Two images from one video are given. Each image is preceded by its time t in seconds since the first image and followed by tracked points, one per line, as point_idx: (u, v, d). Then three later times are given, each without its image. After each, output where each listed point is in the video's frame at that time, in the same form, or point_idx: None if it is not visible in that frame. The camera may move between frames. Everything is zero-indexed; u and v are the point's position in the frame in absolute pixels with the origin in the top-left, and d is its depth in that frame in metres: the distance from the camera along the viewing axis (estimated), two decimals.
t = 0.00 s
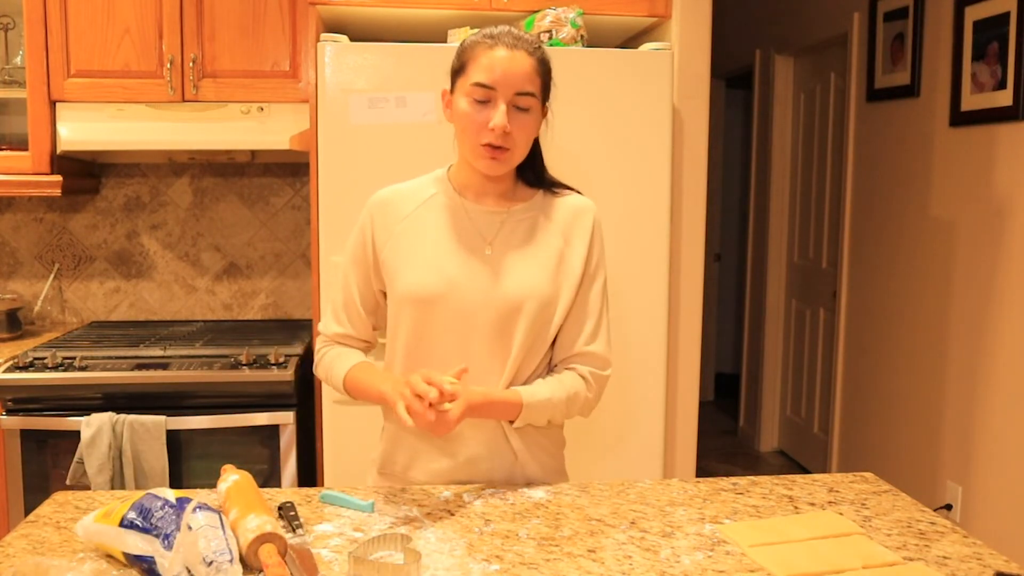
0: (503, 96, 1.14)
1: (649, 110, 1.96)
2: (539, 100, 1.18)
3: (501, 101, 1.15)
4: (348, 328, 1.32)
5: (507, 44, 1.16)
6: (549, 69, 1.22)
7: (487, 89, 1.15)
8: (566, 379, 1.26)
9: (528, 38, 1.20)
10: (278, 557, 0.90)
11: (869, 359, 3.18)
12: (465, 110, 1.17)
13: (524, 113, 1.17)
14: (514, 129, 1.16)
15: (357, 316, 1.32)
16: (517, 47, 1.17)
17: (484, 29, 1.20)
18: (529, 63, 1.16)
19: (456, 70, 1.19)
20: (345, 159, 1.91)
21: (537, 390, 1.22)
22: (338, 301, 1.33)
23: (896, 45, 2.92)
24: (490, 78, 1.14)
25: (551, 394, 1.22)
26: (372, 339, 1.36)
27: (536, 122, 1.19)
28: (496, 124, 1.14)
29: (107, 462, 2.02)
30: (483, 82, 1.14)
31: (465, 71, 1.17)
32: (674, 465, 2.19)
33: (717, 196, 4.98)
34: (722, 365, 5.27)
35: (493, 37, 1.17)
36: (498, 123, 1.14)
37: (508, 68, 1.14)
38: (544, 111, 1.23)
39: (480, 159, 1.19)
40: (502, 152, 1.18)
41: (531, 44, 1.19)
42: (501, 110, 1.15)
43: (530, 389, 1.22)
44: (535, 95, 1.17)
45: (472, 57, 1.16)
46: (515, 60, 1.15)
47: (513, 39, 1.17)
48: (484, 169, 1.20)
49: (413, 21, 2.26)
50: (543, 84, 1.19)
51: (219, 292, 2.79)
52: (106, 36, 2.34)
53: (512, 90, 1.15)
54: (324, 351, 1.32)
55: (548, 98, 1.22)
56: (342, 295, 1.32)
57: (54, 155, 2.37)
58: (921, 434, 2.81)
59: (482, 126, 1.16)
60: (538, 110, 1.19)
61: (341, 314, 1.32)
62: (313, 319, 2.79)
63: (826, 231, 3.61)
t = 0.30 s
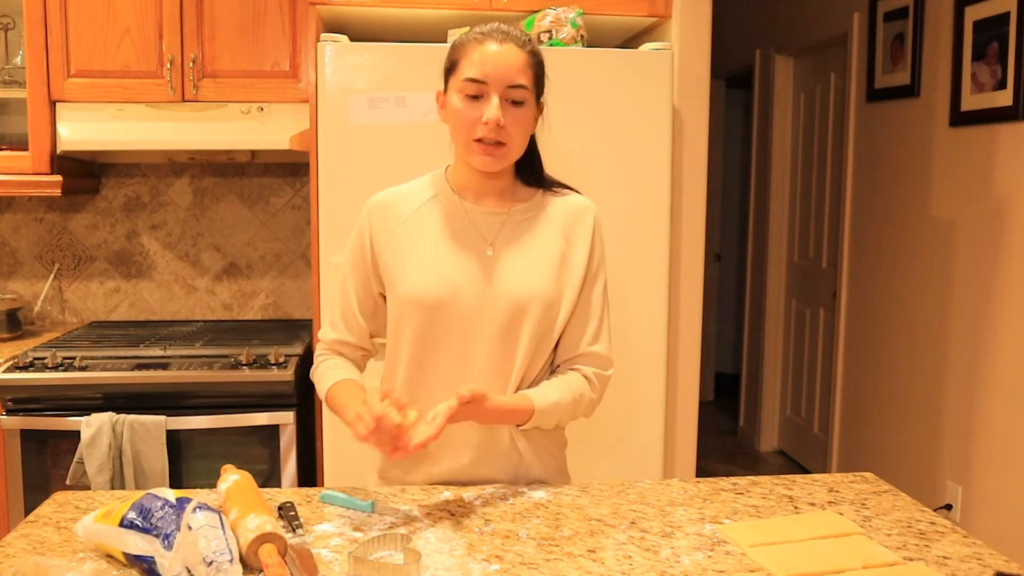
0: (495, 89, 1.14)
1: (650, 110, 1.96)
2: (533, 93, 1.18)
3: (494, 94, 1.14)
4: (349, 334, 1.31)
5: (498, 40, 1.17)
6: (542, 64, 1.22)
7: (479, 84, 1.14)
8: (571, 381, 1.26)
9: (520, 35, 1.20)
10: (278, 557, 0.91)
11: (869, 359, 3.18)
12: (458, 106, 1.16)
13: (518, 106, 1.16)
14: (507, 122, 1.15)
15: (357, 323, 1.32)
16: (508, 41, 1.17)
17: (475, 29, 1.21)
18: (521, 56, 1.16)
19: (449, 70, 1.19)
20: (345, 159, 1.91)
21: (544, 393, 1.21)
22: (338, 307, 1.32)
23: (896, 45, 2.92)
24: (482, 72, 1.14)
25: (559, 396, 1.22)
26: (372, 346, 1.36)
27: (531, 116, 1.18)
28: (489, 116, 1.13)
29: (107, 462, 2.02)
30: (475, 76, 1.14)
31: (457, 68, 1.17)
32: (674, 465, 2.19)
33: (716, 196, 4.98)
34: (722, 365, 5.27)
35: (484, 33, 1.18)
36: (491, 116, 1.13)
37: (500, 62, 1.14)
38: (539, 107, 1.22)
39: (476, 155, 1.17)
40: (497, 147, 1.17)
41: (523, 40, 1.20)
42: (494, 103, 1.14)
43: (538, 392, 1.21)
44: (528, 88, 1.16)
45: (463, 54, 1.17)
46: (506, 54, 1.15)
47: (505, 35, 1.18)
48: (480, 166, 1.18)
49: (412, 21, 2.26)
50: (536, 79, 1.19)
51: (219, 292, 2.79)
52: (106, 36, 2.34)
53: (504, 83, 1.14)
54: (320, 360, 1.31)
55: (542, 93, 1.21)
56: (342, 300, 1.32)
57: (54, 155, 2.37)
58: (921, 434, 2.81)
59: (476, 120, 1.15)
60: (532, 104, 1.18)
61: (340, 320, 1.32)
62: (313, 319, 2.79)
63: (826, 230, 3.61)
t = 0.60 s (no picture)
0: (498, 92, 1.11)
1: (650, 110, 1.96)
2: (535, 94, 1.15)
3: (496, 98, 1.11)
4: (337, 338, 1.27)
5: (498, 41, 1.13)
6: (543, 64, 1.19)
7: (480, 86, 1.11)
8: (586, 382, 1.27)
9: (518, 32, 1.17)
10: (278, 557, 0.91)
11: (869, 359, 3.18)
12: (458, 110, 1.13)
13: (520, 109, 1.13)
14: (511, 125, 1.12)
15: (346, 325, 1.28)
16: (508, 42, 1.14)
17: (472, 28, 1.18)
18: (522, 55, 1.13)
19: (448, 70, 1.16)
20: (344, 160, 1.91)
21: (572, 397, 1.22)
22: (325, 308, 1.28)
23: (896, 45, 2.92)
24: (483, 75, 1.11)
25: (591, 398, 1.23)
26: (356, 353, 1.30)
27: (533, 117, 1.15)
28: (492, 120, 1.10)
29: (107, 462, 2.02)
30: (475, 79, 1.11)
31: (457, 70, 1.14)
32: (674, 465, 2.19)
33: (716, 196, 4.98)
34: (722, 365, 5.27)
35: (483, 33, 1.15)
36: (494, 120, 1.10)
37: (501, 63, 1.11)
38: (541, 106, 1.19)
39: (478, 159, 1.15)
40: (500, 151, 1.14)
41: (523, 39, 1.16)
42: (497, 106, 1.11)
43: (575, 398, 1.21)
44: (531, 89, 1.14)
45: (462, 55, 1.14)
46: (507, 55, 1.12)
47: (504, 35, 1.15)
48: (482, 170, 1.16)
49: (412, 21, 2.26)
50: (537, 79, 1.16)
51: (219, 292, 2.79)
52: (106, 36, 2.34)
53: (506, 86, 1.11)
54: (303, 368, 1.25)
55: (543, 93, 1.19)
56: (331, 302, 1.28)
57: (54, 155, 2.37)
58: (921, 434, 2.81)
59: (477, 124, 1.12)
60: (534, 106, 1.15)
61: (326, 320, 1.27)
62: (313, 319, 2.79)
63: (826, 231, 3.61)
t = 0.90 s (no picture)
0: (503, 101, 1.01)
1: (649, 109, 1.96)
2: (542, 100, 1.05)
3: (501, 107, 1.02)
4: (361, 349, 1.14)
5: (502, 42, 1.03)
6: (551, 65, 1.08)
7: (483, 94, 1.02)
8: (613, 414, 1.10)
9: (523, 31, 1.07)
10: (278, 557, 0.91)
11: (869, 359, 3.18)
12: (460, 119, 1.03)
13: (527, 117, 1.03)
14: (517, 136, 1.03)
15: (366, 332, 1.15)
16: (513, 43, 1.03)
17: (473, 26, 1.08)
18: (528, 58, 1.03)
19: (448, 74, 1.06)
20: (344, 161, 1.91)
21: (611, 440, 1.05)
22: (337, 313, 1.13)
23: (896, 45, 2.92)
24: (486, 82, 1.01)
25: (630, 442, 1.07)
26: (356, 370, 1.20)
27: (541, 124, 1.06)
28: (497, 133, 1.01)
29: (107, 462, 2.02)
30: (478, 86, 1.01)
31: (457, 75, 1.04)
32: (674, 465, 2.19)
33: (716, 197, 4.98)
34: (722, 365, 5.27)
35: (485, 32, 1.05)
36: (499, 132, 1.01)
37: (507, 67, 1.01)
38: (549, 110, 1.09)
39: (482, 172, 1.05)
40: (506, 163, 1.05)
41: (529, 39, 1.06)
42: (501, 114, 1.02)
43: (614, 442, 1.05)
44: (538, 95, 1.04)
45: (463, 58, 1.03)
46: (512, 59, 1.02)
47: (509, 34, 1.04)
48: (485, 182, 1.07)
49: (412, 21, 2.26)
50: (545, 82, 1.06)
51: (219, 292, 2.79)
52: (106, 36, 2.34)
53: (512, 93, 1.01)
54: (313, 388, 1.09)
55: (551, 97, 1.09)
56: (342, 309, 1.14)
57: (54, 155, 2.37)
58: (921, 434, 2.82)
59: (481, 135, 1.03)
60: (542, 112, 1.05)
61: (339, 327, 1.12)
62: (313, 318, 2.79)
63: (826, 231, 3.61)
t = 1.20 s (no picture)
0: (511, 112, 0.99)
1: (649, 109, 1.96)
2: (551, 110, 1.03)
3: (509, 119, 0.99)
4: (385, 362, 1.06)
5: (508, 51, 1.00)
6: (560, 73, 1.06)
7: (490, 106, 1.00)
8: (612, 446, 1.06)
9: (530, 38, 1.04)
10: (278, 557, 0.91)
11: (869, 359, 3.18)
12: (467, 133, 1.01)
13: (536, 128, 1.01)
14: (526, 148, 1.00)
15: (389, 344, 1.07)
16: (520, 52, 1.01)
17: (478, 34, 1.05)
18: (537, 69, 1.00)
19: (454, 86, 1.04)
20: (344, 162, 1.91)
21: (607, 475, 1.01)
22: (355, 328, 1.06)
23: (896, 45, 2.92)
24: (493, 94, 0.99)
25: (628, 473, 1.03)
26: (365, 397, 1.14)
27: (551, 138, 1.03)
28: (506, 146, 0.99)
29: (107, 462, 2.02)
30: (485, 98, 0.99)
31: (463, 87, 1.02)
32: (674, 465, 2.19)
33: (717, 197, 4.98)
34: (722, 365, 5.27)
35: (491, 42, 1.02)
36: (508, 144, 0.99)
37: (515, 79, 0.99)
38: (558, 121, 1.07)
39: (490, 188, 1.03)
40: (515, 177, 1.02)
41: (537, 47, 1.03)
42: (510, 128, 0.99)
43: (611, 476, 1.01)
44: (547, 106, 1.01)
45: (469, 69, 1.01)
46: (519, 69, 0.99)
47: (515, 43, 1.02)
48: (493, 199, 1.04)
49: (412, 21, 2.26)
50: (554, 92, 1.03)
51: (219, 292, 2.79)
52: (106, 36, 2.34)
53: (520, 104, 0.99)
54: (344, 418, 1.04)
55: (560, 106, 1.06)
56: (359, 323, 1.06)
57: (54, 155, 2.37)
58: (920, 433, 2.82)
59: (489, 149, 1.00)
60: (551, 123, 1.03)
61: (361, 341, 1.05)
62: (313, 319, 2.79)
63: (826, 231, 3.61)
